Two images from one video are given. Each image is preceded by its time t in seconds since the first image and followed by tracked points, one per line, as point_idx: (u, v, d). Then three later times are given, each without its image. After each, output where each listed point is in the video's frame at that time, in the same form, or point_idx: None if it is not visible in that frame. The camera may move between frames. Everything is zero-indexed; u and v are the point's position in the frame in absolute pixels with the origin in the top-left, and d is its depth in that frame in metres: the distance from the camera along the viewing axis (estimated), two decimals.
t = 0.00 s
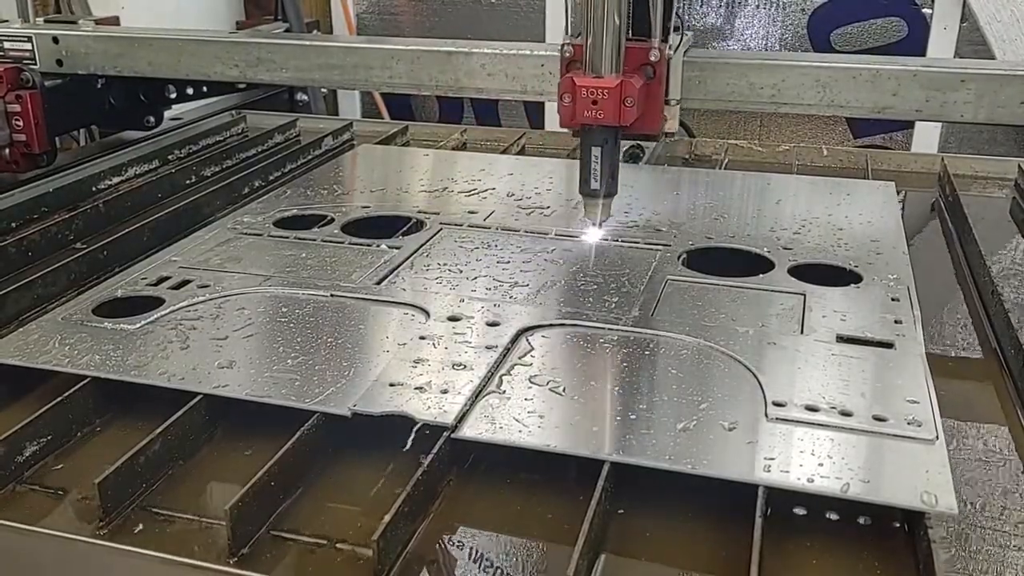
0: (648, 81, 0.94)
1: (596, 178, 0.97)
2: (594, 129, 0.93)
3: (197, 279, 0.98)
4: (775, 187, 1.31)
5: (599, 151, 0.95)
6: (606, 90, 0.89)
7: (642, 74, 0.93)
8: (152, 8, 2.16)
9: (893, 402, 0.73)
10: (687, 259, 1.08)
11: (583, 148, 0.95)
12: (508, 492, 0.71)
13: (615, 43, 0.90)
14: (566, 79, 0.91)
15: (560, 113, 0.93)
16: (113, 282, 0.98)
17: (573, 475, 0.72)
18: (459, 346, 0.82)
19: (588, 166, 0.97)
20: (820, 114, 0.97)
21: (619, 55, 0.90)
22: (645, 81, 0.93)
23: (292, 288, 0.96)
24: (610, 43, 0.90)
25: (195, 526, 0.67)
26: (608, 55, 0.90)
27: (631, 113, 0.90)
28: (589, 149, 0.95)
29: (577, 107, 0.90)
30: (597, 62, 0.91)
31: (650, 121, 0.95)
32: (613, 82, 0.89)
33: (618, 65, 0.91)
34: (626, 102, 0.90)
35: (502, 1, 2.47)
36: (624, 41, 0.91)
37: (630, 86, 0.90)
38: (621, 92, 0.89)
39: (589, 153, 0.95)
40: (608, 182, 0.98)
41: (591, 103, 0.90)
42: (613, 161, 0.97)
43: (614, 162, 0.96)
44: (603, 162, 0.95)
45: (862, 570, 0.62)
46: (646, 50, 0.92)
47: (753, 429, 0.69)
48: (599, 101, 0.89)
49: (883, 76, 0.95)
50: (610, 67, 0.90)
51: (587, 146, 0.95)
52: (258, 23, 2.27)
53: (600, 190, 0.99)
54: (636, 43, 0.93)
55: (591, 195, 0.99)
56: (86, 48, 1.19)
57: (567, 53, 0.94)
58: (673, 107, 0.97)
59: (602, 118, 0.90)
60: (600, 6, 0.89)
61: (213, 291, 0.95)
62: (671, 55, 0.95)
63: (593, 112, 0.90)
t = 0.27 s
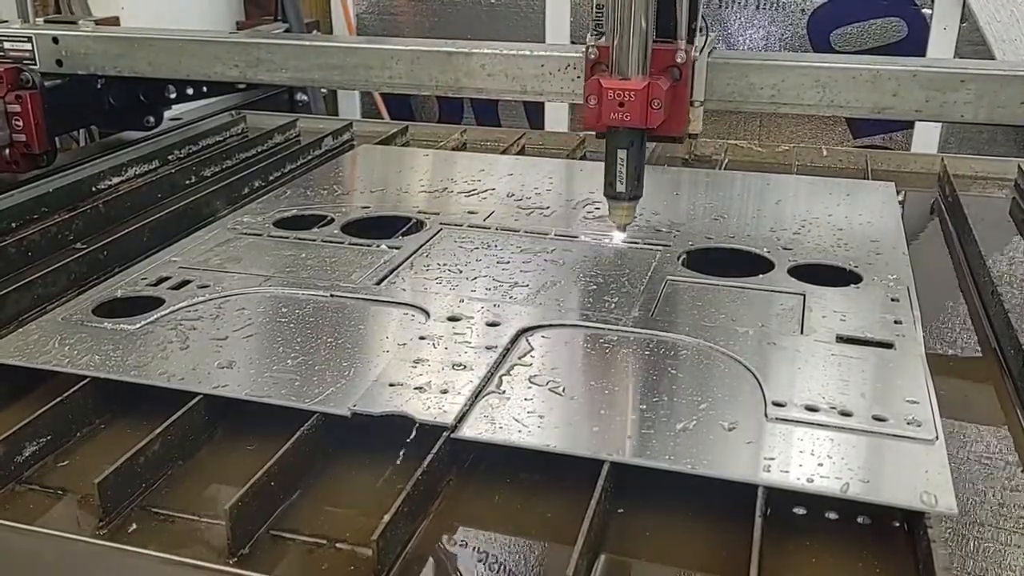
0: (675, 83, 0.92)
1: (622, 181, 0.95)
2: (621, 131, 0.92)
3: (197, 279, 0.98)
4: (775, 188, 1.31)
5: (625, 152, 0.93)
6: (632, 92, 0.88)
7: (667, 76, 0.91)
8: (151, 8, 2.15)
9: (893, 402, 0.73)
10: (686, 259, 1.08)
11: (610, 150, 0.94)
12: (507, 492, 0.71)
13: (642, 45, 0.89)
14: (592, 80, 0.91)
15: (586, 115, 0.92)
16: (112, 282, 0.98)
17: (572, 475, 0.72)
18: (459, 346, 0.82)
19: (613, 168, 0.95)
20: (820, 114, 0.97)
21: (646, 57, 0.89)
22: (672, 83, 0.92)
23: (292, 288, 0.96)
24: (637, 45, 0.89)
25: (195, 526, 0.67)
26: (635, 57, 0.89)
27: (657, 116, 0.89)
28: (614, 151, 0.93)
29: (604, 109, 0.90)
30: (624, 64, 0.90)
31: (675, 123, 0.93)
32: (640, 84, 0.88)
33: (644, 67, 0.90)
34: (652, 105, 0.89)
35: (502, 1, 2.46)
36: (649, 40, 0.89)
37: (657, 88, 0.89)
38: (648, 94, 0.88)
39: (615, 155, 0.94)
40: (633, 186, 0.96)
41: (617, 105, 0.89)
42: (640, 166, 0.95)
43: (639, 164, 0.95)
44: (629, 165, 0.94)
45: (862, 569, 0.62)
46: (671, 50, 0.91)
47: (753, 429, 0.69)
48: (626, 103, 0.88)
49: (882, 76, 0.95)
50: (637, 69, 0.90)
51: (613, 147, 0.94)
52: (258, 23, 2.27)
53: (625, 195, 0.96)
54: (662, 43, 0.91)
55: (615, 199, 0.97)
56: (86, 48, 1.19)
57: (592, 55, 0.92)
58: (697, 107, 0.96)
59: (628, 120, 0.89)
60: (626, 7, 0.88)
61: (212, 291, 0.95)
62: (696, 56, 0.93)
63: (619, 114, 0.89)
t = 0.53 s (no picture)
0: (689, 81, 0.94)
1: (636, 179, 0.98)
2: (636, 129, 0.95)
3: (197, 279, 0.98)
4: (775, 188, 1.31)
5: (639, 150, 0.96)
6: (647, 90, 0.91)
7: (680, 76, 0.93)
8: (152, 8, 2.15)
9: (893, 403, 0.73)
10: (686, 260, 1.08)
11: (624, 148, 0.96)
12: (507, 492, 0.71)
13: (657, 44, 0.91)
14: (608, 79, 0.93)
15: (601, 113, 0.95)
16: (113, 282, 0.98)
17: (572, 475, 0.72)
18: (459, 346, 0.82)
19: (628, 166, 0.98)
20: (820, 111, 0.97)
21: (661, 56, 0.92)
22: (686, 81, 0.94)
23: (292, 288, 0.96)
24: (652, 45, 0.91)
25: (195, 526, 0.67)
26: (650, 56, 0.92)
27: (672, 113, 0.92)
28: (630, 149, 0.96)
29: (619, 108, 0.92)
30: (639, 63, 0.92)
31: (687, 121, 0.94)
32: (654, 82, 0.91)
33: (659, 65, 0.92)
34: (667, 103, 0.91)
35: (502, 1, 2.46)
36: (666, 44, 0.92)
37: (672, 86, 0.91)
38: (663, 93, 0.91)
39: (629, 154, 0.96)
40: (646, 182, 0.99)
41: (633, 103, 0.92)
42: (654, 161, 0.97)
43: (653, 161, 0.97)
44: (643, 162, 0.96)
45: (861, 570, 0.62)
46: (686, 51, 0.92)
47: (753, 429, 0.69)
48: (641, 101, 0.91)
49: (881, 73, 0.95)
50: (652, 68, 0.92)
51: (627, 146, 0.96)
52: (258, 23, 2.28)
53: (640, 191, 0.99)
54: (677, 43, 0.93)
55: (631, 195, 1.00)
56: (95, 47, 1.19)
57: (606, 54, 0.95)
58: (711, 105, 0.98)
59: (643, 118, 0.92)
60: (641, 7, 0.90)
61: (212, 291, 0.95)
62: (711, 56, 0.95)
63: (634, 112, 0.92)
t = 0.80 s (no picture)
0: (693, 77, 0.94)
1: (641, 173, 0.97)
2: (640, 123, 0.94)
3: (197, 279, 0.98)
4: (775, 188, 1.31)
5: (644, 143, 0.95)
6: (652, 84, 0.91)
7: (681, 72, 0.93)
8: (153, 7, 2.16)
9: (893, 402, 0.73)
10: (686, 260, 1.08)
11: (629, 142, 0.96)
12: (506, 492, 0.71)
13: (662, 39, 0.92)
14: (613, 74, 0.93)
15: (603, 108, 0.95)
16: (113, 282, 0.98)
17: (572, 475, 0.72)
18: (459, 346, 0.82)
19: (633, 160, 0.97)
20: (819, 107, 0.97)
21: (666, 52, 0.92)
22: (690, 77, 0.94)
23: (292, 288, 0.96)
24: (656, 40, 0.91)
25: (194, 526, 0.67)
26: (655, 51, 0.92)
27: (676, 107, 0.92)
28: (635, 142, 0.95)
29: (624, 102, 0.92)
30: (643, 58, 0.92)
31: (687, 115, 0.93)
32: (659, 77, 0.91)
33: (663, 60, 0.93)
34: (671, 97, 0.92)
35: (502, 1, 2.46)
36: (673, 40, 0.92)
37: (676, 81, 0.92)
38: (667, 87, 0.91)
39: (634, 147, 0.96)
40: (651, 176, 0.99)
41: (638, 98, 0.92)
42: (659, 156, 0.97)
43: (658, 156, 0.97)
44: (648, 155, 0.96)
45: (861, 570, 0.62)
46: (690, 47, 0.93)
47: (753, 429, 0.69)
48: (646, 95, 0.91)
49: (881, 69, 0.95)
50: (656, 63, 0.92)
51: (632, 139, 0.96)
52: (258, 23, 2.28)
53: (645, 185, 0.98)
54: (681, 38, 0.94)
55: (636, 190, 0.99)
56: (107, 43, 1.20)
57: (611, 49, 0.95)
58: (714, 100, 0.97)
59: (648, 112, 0.92)
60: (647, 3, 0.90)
61: (212, 291, 0.95)
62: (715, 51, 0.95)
63: (639, 106, 0.92)
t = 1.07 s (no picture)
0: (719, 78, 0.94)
1: (666, 174, 0.97)
2: (666, 124, 0.94)
3: (197, 279, 0.98)
4: (775, 188, 1.31)
5: (670, 145, 0.95)
6: (678, 85, 0.91)
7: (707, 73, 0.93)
8: (153, 7, 2.16)
9: (893, 402, 0.73)
10: (686, 259, 1.07)
11: (655, 143, 0.96)
12: (507, 492, 0.71)
13: (688, 40, 0.92)
14: (639, 75, 0.93)
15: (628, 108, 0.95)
16: (113, 282, 0.98)
17: (572, 475, 0.72)
18: (460, 346, 0.82)
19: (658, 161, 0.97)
20: (819, 106, 0.97)
21: (692, 52, 0.92)
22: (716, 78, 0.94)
23: (292, 288, 0.96)
24: (683, 41, 0.92)
25: (195, 526, 0.67)
26: (681, 52, 0.92)
27: (702, 108, 0.92)
28: (661, 144, 0.95)
29: (650, 102, 0.92)
30: (669, 58, 0.92)
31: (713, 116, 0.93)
32: (685, 77, 0.91)
33: (689, 61, 0.93)
34: (697, 98, 0.92)
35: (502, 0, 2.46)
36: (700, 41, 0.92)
37: (703, 82, 0.92)
38: (694, 87, 0.91)
39: (660, 148, 0.96)
40: (676, 177, 0.98)
41: (664, 98, 0.92)
42: (683, 158, 0.97)
43: (683, 157, 0.97)
44: (673, 157, 0.96)
45: (861, 570, 0.62)
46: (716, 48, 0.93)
47: (754, 429, 0.69)
48: (672, 96, 0.91)
49: (881, 69, 0.95)
50: (682, 64, 0.92)
51: (658, 140, 0.96)
52: (258, 23, 2.28)
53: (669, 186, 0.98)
54: (707, 39, 0.94)
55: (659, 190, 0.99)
56: (107, 43, 1.20)
57: (638, 50, 0.95)
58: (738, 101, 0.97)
59: (674, 113, 0.92)
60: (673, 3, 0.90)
61: (212, 291, 0.95)
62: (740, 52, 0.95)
63: (666, 107, 0.92)
